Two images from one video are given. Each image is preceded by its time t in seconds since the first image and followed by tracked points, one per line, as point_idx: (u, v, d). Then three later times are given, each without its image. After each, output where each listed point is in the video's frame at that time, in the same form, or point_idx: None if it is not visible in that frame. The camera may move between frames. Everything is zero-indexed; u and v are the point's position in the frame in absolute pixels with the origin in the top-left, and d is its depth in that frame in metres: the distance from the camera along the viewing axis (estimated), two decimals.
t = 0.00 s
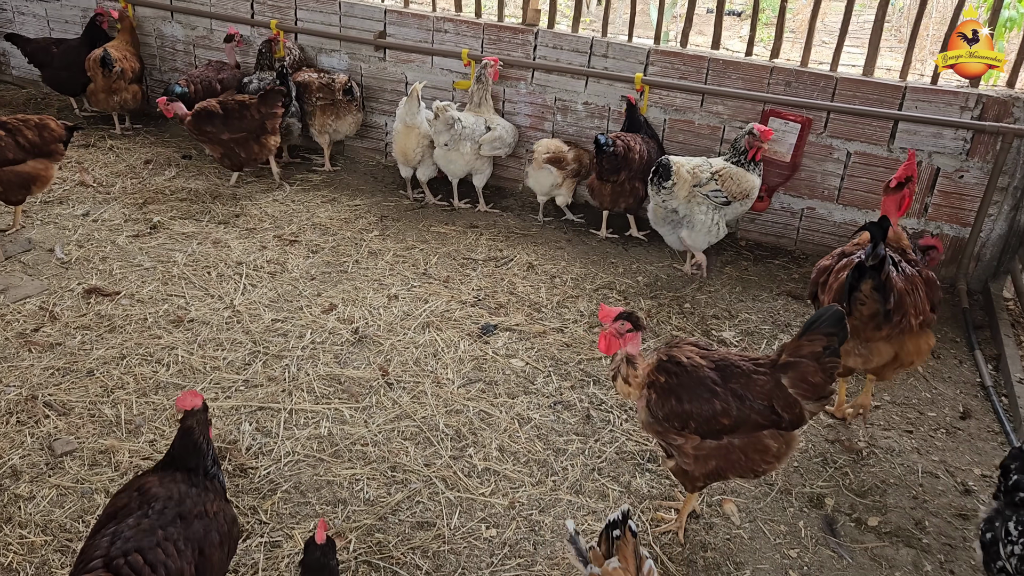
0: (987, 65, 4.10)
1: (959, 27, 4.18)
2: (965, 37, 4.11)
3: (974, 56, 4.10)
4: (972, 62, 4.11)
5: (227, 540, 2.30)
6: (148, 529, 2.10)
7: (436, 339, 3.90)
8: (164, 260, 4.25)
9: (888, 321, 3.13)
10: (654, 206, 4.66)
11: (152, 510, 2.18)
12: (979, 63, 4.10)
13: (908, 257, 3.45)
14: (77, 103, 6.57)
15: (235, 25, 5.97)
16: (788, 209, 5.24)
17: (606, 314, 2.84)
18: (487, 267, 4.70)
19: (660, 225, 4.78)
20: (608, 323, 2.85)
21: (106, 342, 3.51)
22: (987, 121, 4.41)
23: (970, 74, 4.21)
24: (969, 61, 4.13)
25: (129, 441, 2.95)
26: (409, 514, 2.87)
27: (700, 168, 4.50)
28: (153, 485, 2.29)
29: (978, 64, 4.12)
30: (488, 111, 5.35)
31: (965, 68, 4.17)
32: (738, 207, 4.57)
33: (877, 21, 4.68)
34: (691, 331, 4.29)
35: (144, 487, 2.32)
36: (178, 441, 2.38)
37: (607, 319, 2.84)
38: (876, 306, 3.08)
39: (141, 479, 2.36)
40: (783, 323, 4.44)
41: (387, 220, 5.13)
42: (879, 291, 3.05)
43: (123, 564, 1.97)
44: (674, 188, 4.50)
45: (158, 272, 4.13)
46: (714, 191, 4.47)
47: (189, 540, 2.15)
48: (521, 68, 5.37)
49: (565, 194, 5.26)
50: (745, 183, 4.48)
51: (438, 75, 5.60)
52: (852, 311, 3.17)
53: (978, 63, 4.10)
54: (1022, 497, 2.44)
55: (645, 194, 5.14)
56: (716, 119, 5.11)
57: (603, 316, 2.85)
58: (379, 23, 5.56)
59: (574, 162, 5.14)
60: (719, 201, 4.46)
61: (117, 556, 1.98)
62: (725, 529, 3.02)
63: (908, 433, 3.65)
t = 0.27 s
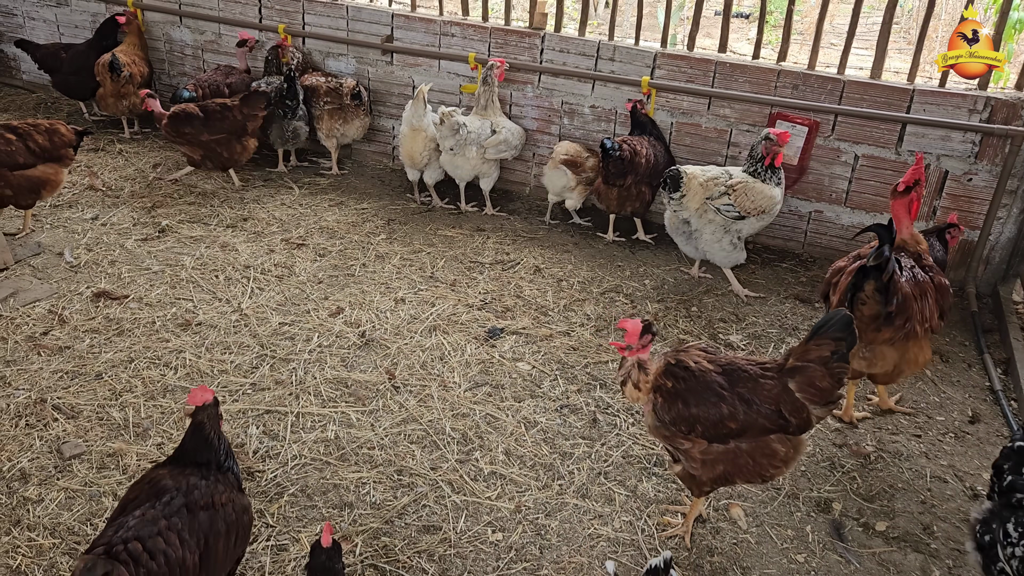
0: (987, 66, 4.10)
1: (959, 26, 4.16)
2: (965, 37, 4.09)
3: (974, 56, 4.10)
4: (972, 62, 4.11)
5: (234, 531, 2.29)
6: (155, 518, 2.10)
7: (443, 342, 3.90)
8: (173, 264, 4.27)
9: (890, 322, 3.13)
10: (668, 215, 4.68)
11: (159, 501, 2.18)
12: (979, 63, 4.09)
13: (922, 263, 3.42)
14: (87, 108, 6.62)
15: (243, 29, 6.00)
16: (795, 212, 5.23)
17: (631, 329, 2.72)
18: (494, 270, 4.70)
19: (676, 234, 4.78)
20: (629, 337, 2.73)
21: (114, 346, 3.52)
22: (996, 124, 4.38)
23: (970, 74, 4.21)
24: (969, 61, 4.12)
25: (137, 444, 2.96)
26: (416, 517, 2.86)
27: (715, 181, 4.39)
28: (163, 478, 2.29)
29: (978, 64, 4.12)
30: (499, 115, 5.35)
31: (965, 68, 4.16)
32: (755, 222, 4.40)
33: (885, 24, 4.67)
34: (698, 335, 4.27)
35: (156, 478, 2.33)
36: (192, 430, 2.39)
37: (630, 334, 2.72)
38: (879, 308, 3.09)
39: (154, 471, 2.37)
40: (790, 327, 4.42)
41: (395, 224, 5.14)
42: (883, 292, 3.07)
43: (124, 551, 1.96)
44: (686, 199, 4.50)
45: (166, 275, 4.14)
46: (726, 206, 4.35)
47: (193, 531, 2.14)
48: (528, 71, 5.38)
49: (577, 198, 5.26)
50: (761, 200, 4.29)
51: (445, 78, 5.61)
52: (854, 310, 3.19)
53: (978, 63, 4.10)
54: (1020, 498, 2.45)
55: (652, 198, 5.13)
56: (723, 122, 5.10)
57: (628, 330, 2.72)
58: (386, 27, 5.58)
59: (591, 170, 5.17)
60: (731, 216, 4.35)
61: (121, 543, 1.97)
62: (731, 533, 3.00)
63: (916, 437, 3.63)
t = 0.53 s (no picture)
0: (987, 65, 4.10)
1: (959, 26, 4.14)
2: (965, 37, 4.07)
3: (974, 56, 4.09)
4: (972, 62, 4.10)
5: (256, 489, 2.32)
6: (179, 476, 2.12)
7: (448, 343, 3.90)
8: (179, 265, 4.28)
9: (900, 322, 3.12)
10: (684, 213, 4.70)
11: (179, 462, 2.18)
12: (979, 63, 4.09)
13: (942, 264, 3.37)
14: (94, 110, 6.65)
15: (248, 32, 6.02)
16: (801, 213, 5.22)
17: (666, 350, 2.61)
18: (500, 271, 4.70)
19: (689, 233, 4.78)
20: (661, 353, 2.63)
21: (121, 347, 3.53)
22: (1003, 124, 4.36)
23: (970, 74, 4.21)
24: (969, 61, 4.12)
25: (143, 445, 2.96)
26: (421, 518, 2.86)
27: (728, 183, 4.38)
28: (183, 441, 2.28)
29: (978, 64, 4.11)
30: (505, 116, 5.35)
31: (965, 68, 4.16)
32: (767, 231, 4.34)
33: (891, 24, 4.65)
34: (703, 336, 4.26)
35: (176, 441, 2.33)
36: (205, 385, 2.36)
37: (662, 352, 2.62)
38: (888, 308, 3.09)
39: (173, 435, 2.36)
40: (796, 328, 4.41)
41: (400, 225, 5.15)
42: (892, 291, 3.07)
43: (156, 504, 1.98)
44: (700, 199, 4.53)
45: (172, 277, 4.16)
46: (736, 209, 4.34)
47: (217, 488, 2.16)
48: (533, 73, 5.38)
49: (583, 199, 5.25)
50: (773, 208, 4.21)
51: (450, 80, 5.62)
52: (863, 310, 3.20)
53: (978, 63, 4.09)
54: None
55: (657, 199, 5.13)
56: (729, 123, 5.10)
57: (661, 347, 2.61)
58: (391, 29, 5.59)
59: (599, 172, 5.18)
60: (741, 220, 4.34)
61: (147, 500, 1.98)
62: (737, 535, 2.99)
63: (923, 439, 3.61)
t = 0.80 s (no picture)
0: (987, 65, 4.08)
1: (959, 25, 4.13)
2: (965, 37, 4.07)
3: (974, 56, 4.08)
4: (972, 62, 4.09)
5: (269, 462, 2.38)
6: (199, 458, 2.17)
7: (453, 344, 3.90)
8: (184, 266, 4.29)
9: (897, 317, 3.14)
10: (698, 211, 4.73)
11: (194, 450, 2.21)
12: (979, 63, 4.08)
13: (955, 265, 3.32)
14: (100, 111, 6.67)
15: (253, 32, 6.03)
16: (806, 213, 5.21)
17: (693, 360, 2.54)
18: (504, 272, 4.70)
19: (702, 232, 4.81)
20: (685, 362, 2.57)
21: (127, 347, 3.53)
22: (1009, 124, 4.34)
23: (971, 73, 4.21)
24: (969, 61, 4.11)
25: (149, 445, 2.97)
26: (426, 518, 2.86)
27: (740, 183, 4.42)
28: (190, 428, 2.30)
29: (978, 63, 4.10)
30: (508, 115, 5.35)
31: (965, 68, 4.16)
32: (775, 235, 4.32)
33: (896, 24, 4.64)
34: (709, 336, 4.26)
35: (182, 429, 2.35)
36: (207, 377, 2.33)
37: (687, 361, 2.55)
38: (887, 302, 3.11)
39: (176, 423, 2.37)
40: (801, 328, 4.40)
41: (405, 225, 5.15)
42: (890, 286, 3.09)
43: (187, 485, 2.03)
44: (712, 196, 4.58)
45: (178, 277, 4.16)
46: (745, 210, 4.36)
47: (232, 467, 2.20)
48: (538, 73, 5.39)
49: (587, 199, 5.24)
50: (780, 211, 4.20)
51: (455, 80, 5.62)
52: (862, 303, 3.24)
53: (978, 63, 4.09)
54: None
55: (662, 198, 5.12)
56: (734, 123, 5.10)
57: (687, 356, 2.55)
58: (396, 29, 5.60)
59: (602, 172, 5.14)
60: (749, 222, 4.36)
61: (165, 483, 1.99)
62: (742, 534, 2.98)
63: (928, 439, 3.60)
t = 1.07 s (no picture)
0: (988, 65, 4.06)
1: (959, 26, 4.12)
2: (965, 37, 4.05)
3: (974, 56, 4.06)
4: (973, 62, 4.06)
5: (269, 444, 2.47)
6: (219, 450, 2.20)
7: (458, 343, 3.90)
8: (189, 266, 4.30)
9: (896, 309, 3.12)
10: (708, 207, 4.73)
11: (202, 442, 2.22)
12: (979, 63, 4.05)
13: (967, 265, 3.27)
14: (105, 111, 6.69)
15: (258, 33, 6.04)
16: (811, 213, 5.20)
17: (711, 372, 2.40)
18: (509, 272, 4.70)
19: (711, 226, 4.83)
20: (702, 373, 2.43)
21: (132, 347, 3.53)
22: (1014, 123, 4.32)
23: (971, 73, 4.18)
24: (969, 61, 4.09)
25: (154, 444, 2.97)
26: (430, 517, 2.86)
27: (747, 179, 4.40)
28: (193, 421, 2.29)
29: (978, 63, 4.08)
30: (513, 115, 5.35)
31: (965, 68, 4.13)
32: (776, 234, 4.32)
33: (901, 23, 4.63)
34: (713, 336, 4.25)
35: (183, 422, 2.33)
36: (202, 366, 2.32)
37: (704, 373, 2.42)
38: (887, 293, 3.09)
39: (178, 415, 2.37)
40: (806, 328, 4.39)
41: (409, 225, 5.16)
42: (891, 277, 3.07)
43: (221, 475, 2.09)
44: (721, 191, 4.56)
45: (182, 277, 4.17)
46: (749, 207, 4.36)
47: (248, 456, 2.25)
48: (542, 73, 5.39)
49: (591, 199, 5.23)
50: (780, 208, 4.20)
51: (459, 80, 5.62)
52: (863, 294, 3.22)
53: (978, 63, 4.06)
54: None
55: (667, 198, 5.12)
56: (738, 123, 5.09)
57: (704, 367, 2.41)
58: (400, 29, 5.60)
59: (604, 172, 5.13)
60: (750, 220, 4.38)
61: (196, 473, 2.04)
62: (747, 534, 2.97)
63: (933, 439, 3.58)
